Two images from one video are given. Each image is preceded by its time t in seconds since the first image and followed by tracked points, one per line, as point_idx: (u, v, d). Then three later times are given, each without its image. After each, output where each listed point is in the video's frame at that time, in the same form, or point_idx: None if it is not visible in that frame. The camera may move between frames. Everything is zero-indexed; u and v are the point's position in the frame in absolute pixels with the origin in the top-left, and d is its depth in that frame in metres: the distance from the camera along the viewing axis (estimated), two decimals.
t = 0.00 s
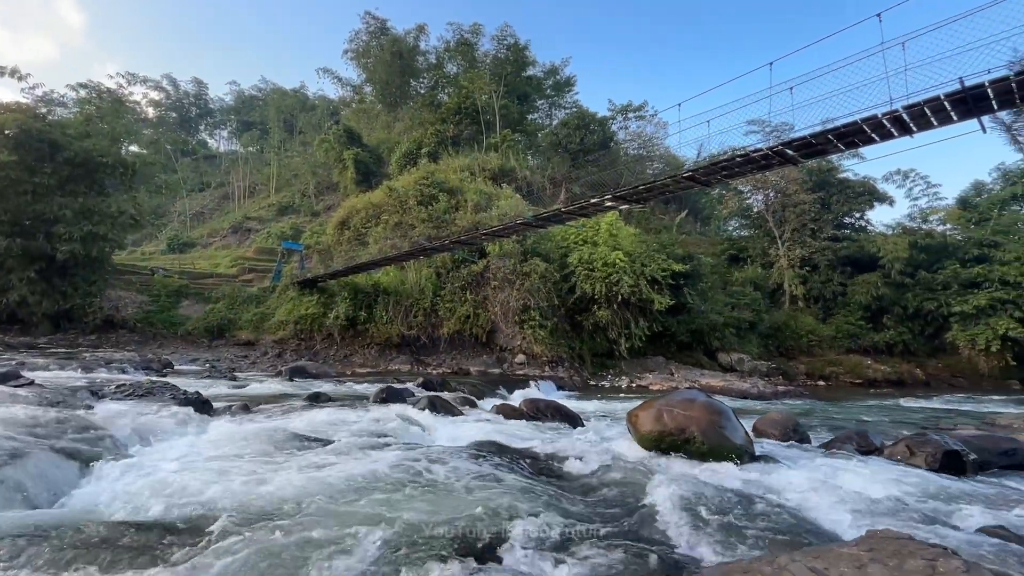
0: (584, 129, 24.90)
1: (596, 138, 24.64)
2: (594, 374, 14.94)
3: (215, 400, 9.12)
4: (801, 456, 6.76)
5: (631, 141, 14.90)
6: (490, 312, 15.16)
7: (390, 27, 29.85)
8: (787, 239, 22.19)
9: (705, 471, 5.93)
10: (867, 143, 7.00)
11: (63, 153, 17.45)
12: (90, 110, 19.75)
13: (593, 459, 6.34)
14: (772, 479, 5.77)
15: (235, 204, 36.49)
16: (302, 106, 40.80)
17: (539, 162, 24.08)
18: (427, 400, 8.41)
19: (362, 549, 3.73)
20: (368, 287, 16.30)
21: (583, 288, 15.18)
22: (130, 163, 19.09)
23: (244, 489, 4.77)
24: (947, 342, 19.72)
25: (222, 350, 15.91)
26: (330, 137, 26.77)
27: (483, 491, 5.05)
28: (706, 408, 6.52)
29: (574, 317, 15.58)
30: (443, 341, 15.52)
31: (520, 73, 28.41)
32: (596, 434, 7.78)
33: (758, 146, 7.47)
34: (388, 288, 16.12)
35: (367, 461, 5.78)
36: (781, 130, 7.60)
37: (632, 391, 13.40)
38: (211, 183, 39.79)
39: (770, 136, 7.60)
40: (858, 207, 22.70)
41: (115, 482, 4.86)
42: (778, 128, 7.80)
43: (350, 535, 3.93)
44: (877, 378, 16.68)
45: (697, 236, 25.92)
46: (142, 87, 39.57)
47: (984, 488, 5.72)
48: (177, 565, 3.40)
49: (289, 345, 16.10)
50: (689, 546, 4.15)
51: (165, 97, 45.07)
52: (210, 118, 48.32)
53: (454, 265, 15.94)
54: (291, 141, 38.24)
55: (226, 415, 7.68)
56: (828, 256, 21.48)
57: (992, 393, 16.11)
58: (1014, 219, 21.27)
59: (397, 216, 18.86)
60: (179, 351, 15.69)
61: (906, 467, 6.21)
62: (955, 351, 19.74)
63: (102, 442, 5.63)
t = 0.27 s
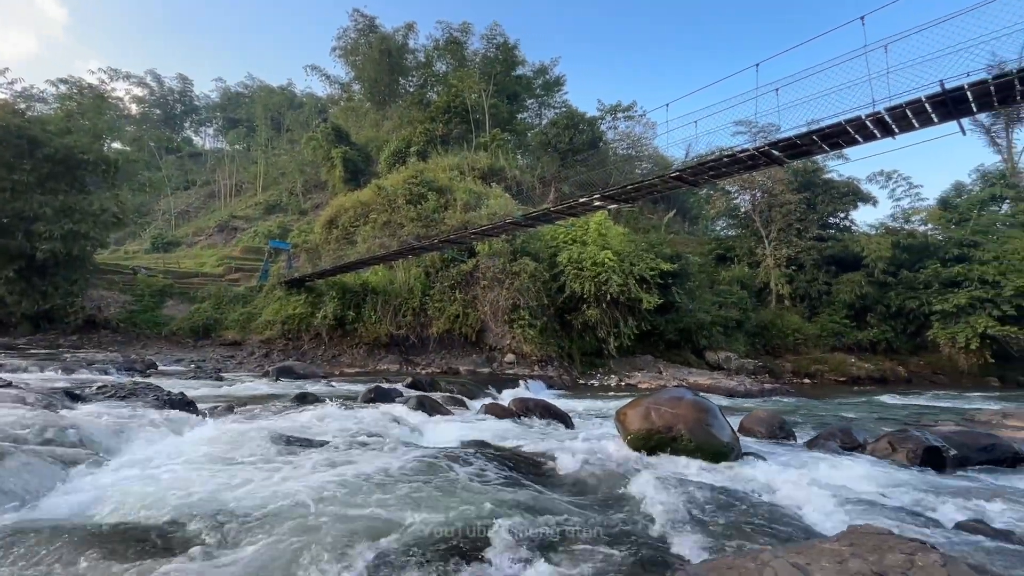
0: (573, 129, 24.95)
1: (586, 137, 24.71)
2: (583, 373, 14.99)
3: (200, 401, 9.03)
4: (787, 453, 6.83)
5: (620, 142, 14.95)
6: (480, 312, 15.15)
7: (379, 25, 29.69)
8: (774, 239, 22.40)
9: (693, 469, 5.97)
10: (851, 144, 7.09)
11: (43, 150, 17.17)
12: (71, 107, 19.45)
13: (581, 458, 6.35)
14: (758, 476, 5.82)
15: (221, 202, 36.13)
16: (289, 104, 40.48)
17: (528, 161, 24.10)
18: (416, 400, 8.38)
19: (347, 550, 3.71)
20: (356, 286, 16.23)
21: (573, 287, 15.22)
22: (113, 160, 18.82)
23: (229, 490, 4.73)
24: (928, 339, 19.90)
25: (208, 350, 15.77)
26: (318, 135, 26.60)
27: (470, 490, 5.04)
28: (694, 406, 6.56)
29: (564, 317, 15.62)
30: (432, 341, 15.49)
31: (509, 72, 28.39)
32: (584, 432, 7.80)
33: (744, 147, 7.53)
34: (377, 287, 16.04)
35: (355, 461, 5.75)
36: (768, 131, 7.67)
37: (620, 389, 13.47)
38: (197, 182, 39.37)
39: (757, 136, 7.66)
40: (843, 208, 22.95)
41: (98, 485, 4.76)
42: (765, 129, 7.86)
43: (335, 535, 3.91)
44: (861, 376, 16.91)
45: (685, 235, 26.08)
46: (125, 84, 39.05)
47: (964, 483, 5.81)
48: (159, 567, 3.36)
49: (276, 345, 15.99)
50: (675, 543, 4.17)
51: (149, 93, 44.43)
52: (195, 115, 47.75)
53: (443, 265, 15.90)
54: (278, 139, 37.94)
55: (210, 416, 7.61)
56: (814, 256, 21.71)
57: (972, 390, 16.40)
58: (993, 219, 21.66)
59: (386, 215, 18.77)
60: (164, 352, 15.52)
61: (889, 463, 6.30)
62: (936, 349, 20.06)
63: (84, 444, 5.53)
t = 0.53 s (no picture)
0: (562, 128, 24.98)
1: (574, 137, 24.76)
2: (572, 372, 15.04)
3: (183, 402, 8.93)
4: (772, 450, 6.91)
5: (608, 141, 15.01)
6: (469, 311, 15.13)
7: (367, 22, 29.53)
8: (760, 238, 22.61)
9: (680, 467, 6.01)
10: (834, 145, 7.18)
11: (21, 146, 16.86)
12: (51, 102, 19.12)
13: (568, 457, 6.38)
14: (743, 473, 5.88)
15: (206, 200, 35.73)
16: (276, 101, 40.12)
17: (517, 161, 24.12)
18: (404, 400, 8.36)
19: (332, 549, 3.70)
20: (344, 285, 16.15)
21: (561, 286, 15.26)
22: (94, 157, 18.53)
23: (213, 491, 4.68)
24: (909, 337, 20.14)
25: (192, 350, 15.61)
26: (305, 133, 26.41)
27: (457, 489, 5.05)
28: (681, 404, 6.61)
29: (552, 316, 15.66)
30: (421, 340, 15.46)
31: (498, 71, 28.36)
32: (572, 431, 7.83)
33: (731, 147, 7.59)
34: (365, 286, 15.97)
35: (341, 461, 5.73)
36: (754, 131, 7.74)
37: (609, 388, 13.53)
38: (181, 179, 38.90)
39: (744, 137, 7.73)
40: (827, 208, 23.21)
41: (79, 488, 4.68)
42: (750, 129, 7.93)
43: (320, 535, 3.89)
44: (844, 373, 17.15)
45: (673, 235, 26.24)
46: (108, 80, 38.46)
47: (944, 478, 5.93)
48: (140, 569, 3.33)
49: (262, 345, 15.87)
50: (661, 540, 4.20)
51: (131, 89, 43.77)
52: (179, 111, 47.11)
53: (432, 264, 15.86)
54: (264, 137, 37.60)
55: (194, 417, 7.53)
56: (799, 255, 21.96)
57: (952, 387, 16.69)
58: (972, 219, 22.07)
59: (374, 214, 18.68)
60: (147, 352, 15.33)
61: (870, 459, 6.40)
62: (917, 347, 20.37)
63: (65, 446, 5.46)
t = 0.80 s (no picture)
0: (551, 128, 24.99)
1: (564, 136, 24.79)
2: (561, 371, 15.08)
3: (167, 403, 8.83)
4: (758, 447, 6.98)
5: (598, 141, 15.03)
6: (458, 310, 15.10)
7: (356, 19, 29.33)
8: (747, 238, 22.79)
9: (667, 464, 6.05)
10: (819, 146, 7.25)
11: None
12: (31, 97, 18.79)
13: (557, 456, 6.39)
14: (730, 470, 5.93)
15: (192, 198, 35.31)
16: (263, 99, 39.74)
17: (507, 160, 24.10)
18: (392, 399, 8.33)
19: (316, 550, 3.67)
20: (332, 284, 16.06)
21: (551, 285, 15.29)
22: (76, 153, 18.24)
23: (195, 493, 4.62)
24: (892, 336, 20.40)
25: (178, 350, 15.44)
26: (293, 131, 26.20)
27: (444, 489, 5.02)
28: (668, 403, 6.66)
29: (542, 315, 15.67)
30: (410, 339, 15.41)
31: (488, 70, 28.32)
32: (561, 430, 7.85)
33: (718, 147, 7.64)
34: (354, 285, 15.88)
35: (328, 462, 5.69)
36: (741, 132, 7.81)
37: (598, 387, 13.58)
38: (166, 177, 38.42)
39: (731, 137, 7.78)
40: (813, 208, 23.43)
41: (61, 489, 4.61)
42: (738, 130, 7.98)
43: (305, 536, 3.86)
44: (829, 371, 17.36)
45: (661, 234, 26.34)
46: (90, 75, 37.85)
47: (926, 473, 6.03)
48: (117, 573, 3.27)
49: (249, 345, 15.75)
50: (647, 537, 4.22)
51: (115, 85, 43.13)
52: (163, 107, 46.45)
53: (422, 263, 15.80)
54: (251, 134, 37.23)
55: (177, 419, 7.45)
56: (786, 255, 22.17)
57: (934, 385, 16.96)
58: (953, 220, 22.44)
59: (362, 213, 18.57)
60: (131, 352, 15.14)
61: (854, 455, 6.49)
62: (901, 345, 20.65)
63: (42, 447, 5.36)
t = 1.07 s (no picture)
0: (541, 127, 25.01)
1: (554, 136, 24.83)
2: (551, 370, 15.10)
3: (152, 403, 8.73)
4: (745, 445, 7.03)
5: (587, 140, 15.06)
6: (448, 310, 15.07)
7: (345, 16, 29.17)
8: (735, 238, 22.96)
9: (655, 463, 6.09)
10: (805, 147, 7.33)
11: None
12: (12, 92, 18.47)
13: (545, 455, 6.41)
14: (717, 468, 5.97)
15: (177, 196, 34.91)
16: (251, 95, 39.39)
17: (496, 159, 24.09)
18: (381, 399, 8.30)
19: (299, 549, 3.65)
20: (320, 284, 15.96)
21: (541, 285, 15.31)
22: (58, 149, 17.96)
23: (178, 493, 4.58)
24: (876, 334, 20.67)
25: (162, 350, 15.26)
26: (281, 128, 26.01)
27: (430, 489, 5.01)
28: (656, 401, 6.70)
29: (531, 314, 15.69)
30: (399, 339, 15.36)
31: (478, 69, 28.29)
32: (550, 429, 7.87)
33: (706, 148, 7.70)
34: (342, 284, 15.80)
35: (314, 463, 5.65)
36: (729, 133, 7.87)
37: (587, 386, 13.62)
38: (152, 175, 37.96)
39: (719, 138, 7.84)
40: (800, 208, 23.65)
41: (41, 490, 4.54)
42: (726, 131, 8.04)
43: (290, 536, 3.84)
44: (815, 370, 17.55)
45: (650, 234, 26.47)
46: (73, 71, 37.27)
47: (908, 470, 6.11)
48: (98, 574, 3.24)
49: (236, 345, 15.62)
50: (632, 535, 4.24)
51: (97, 80, 42.48)
52: (147, 103, 45.85)
53: (411, 262, 15.74)
54: (238, 132, 36.88)
55: (161, 420, 7.36)
56: (773, 255, 22.37)
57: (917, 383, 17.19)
58: (935, 221, 22.80)
59: (351, 211, 18.47)
60: (115, 352, 14.95)
61: (838, 453, 6.56)
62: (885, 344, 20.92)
63: (22, 448, 5.28)
